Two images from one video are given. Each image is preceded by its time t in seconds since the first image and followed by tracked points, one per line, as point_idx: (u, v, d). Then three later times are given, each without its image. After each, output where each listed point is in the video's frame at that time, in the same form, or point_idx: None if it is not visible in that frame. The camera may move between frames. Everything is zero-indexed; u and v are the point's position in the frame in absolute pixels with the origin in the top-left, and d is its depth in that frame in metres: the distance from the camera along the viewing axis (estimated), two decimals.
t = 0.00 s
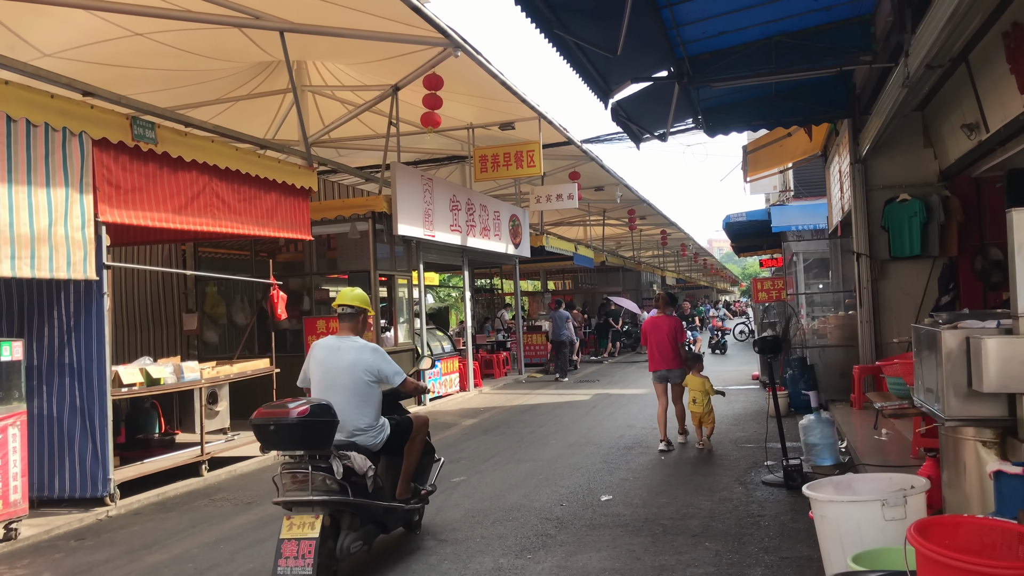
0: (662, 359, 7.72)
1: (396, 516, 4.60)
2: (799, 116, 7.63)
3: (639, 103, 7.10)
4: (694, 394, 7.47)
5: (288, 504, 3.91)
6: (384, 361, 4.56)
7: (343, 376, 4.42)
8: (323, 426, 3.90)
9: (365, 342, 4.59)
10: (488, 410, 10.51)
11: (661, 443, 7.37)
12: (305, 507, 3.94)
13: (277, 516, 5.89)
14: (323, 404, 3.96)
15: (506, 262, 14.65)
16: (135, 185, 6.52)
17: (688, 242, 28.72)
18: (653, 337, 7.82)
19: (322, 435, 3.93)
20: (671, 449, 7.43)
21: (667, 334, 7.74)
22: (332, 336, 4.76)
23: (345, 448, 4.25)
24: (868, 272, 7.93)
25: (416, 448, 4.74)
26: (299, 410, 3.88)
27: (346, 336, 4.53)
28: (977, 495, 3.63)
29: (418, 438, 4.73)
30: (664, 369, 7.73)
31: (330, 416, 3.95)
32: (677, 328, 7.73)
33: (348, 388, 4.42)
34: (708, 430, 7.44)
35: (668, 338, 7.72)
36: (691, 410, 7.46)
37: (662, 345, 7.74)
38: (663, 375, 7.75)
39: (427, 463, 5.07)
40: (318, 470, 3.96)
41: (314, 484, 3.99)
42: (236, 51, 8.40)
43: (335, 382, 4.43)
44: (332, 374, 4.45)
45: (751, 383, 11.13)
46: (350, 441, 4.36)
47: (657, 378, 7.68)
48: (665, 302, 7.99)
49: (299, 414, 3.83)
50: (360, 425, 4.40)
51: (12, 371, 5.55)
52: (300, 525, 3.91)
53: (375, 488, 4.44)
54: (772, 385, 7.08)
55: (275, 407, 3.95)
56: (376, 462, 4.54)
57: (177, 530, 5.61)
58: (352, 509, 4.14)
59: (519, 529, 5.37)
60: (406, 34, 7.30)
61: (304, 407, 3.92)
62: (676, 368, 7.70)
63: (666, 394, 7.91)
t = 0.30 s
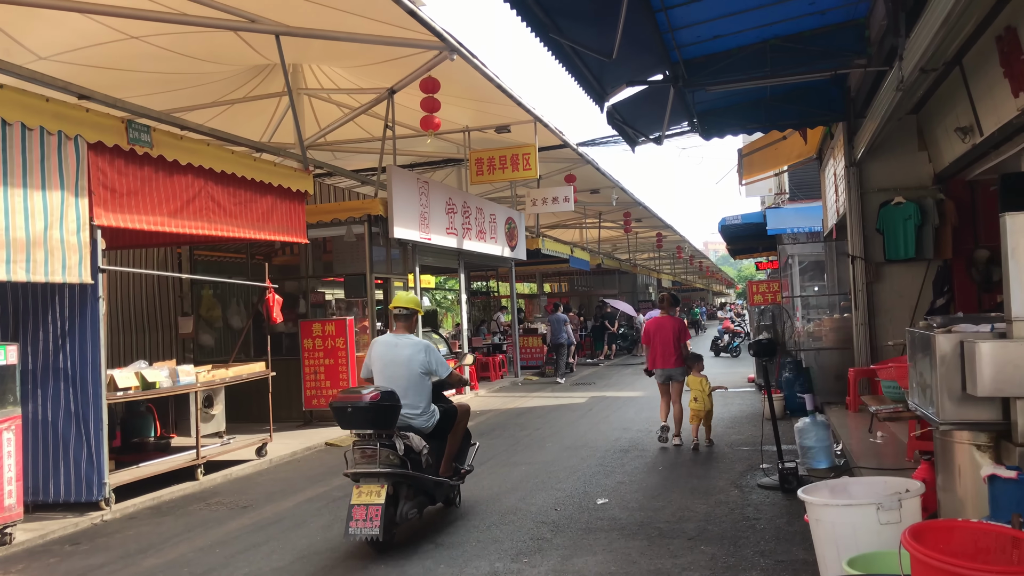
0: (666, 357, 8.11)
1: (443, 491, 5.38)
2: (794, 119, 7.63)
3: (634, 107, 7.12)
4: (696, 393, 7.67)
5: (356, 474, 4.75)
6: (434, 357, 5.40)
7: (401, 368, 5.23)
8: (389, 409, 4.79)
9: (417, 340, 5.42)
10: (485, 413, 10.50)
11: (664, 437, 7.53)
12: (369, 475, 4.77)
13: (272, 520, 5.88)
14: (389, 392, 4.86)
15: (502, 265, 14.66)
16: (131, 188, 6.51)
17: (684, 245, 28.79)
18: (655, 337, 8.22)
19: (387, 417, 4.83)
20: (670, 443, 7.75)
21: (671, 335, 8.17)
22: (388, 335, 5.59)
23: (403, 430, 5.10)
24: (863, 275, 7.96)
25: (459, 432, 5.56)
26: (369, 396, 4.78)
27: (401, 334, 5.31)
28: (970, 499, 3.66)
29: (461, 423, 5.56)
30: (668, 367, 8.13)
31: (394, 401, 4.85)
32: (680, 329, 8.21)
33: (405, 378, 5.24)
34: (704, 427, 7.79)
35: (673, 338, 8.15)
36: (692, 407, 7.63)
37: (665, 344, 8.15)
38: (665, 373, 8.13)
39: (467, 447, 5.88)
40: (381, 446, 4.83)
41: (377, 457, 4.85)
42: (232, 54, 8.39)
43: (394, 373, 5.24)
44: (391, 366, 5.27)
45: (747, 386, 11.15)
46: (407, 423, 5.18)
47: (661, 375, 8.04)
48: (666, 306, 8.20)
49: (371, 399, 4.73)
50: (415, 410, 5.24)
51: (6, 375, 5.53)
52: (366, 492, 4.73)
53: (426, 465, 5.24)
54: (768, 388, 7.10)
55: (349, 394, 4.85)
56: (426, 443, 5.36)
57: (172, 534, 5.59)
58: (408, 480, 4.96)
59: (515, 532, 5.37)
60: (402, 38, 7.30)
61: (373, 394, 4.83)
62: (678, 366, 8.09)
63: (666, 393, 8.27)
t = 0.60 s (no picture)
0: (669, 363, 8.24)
1: (481, 473, 6.18)
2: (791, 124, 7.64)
3: (632, 112, 7.13)
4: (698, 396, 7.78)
5: (407, 458, 5.53)
6: (475, 357, 6.16)
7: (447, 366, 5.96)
8: (436, 401, 5.57)
9: (461, 341, 6.17)
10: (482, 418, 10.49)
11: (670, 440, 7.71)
12: (418, 459, 5.56)
13: (269, 526, 5.85)
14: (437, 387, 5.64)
15: (499, 269, 14.65)
16: (128, 193, 6.49)
17: (682, 248, 28.83)
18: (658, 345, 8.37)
19: (435, 409, 5.60)
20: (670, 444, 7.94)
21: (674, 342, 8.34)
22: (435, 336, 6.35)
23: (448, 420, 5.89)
24: (860, 280, 7.97)
25: (495, 423, 6.37)
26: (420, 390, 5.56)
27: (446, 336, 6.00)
28: (967, 508, 3.66)
29: (497, 415, 6.40)
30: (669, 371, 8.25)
31: (441, 395, 5.63)
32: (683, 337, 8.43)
33: (450, 375, 6.00)
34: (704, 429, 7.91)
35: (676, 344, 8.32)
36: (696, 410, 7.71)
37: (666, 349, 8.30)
38: (666, 378, 8.24)
39: (502, 437, 6.70)
40: (430, 433, 5.63)
41: (425, 442, 5.65)
42: (229, 58, 8.39)
43: (440, 370, 5.98)
44: (438, 363, 6.02)
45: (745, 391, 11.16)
46: (451, 414, 5.97)
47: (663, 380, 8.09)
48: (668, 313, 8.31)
49: (422, 393, 5.51)
50: (458, 403, 6.00)
51: (3, 381, 5.50)
52: (415, 472, 5.52)
53: (467, 452, 6.05)
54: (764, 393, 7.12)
55: (403, 387, 5.64)
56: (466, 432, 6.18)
57: (169, 540, 5.56)
58: (452, 464, 5.75)
59: (513, 539, 5.36)
60: (399, 42, 7.31)
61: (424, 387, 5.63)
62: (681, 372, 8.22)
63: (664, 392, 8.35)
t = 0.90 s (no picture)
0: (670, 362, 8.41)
1: (519, 459, 6.92)
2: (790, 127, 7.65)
3: (632, 116, 7.13)
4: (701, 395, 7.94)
5: (452, 443, 6.34)
6: (512, 355, 6.91)
7: (488, 363, 6.72)
8: (477, 394, 6.35)
9: (499, 341, 6.92)
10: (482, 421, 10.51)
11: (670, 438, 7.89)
12: (461, 444, 6.34)
13: (269, 531, 5.85)
14: (478, 381, 6.43)
15: (499, 272, 14.66)
16: (127, 198, 6.49)
17: (681, 250, 28.86)
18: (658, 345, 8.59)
19: (477, 400, 6.38)
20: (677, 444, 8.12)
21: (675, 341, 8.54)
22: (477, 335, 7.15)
23: (488, 411, 6.67)
24: (860, 283, 7.97)
25: (530, 415, 7.10)
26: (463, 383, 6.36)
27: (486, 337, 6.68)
28: (967, 515, 3.66)
29: (531, 407, 7.12)
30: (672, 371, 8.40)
31: (481, 389, 6.41)
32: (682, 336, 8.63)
33: (490, 370, 6.76)
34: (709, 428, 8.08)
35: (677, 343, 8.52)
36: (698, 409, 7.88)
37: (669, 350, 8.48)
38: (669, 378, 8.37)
39: (539, 428, 7.41)
40: (471, 421, 6.44)
41: (467, 430, 6.45)
42: (229, 62, 8.39)
43: (481, 367, 6.78)
44: (479, 360, 6.80)
45: (745, 394, 11.17)
46: (492, 405, 6.76)
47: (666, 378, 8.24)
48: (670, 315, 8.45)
49: (464, 386, 6.31)
50: (496, 395, 6.78)
51: (3, 386, 5.50)
52: (459, 456, 6.29)
53: (505, 439, 6.80)
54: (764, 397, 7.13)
55: (447, 381, 6.45)
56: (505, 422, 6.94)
57: (169, 545, 5.56)
58: (492, 449, 6.51)
59: (514, 543, 5.36)
60: (399, 46, 7.31)
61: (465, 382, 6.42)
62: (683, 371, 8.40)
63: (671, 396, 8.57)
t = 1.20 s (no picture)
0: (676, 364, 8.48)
1: (556, 444, 7.54)
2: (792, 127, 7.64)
3: (634, 116, 7.13)
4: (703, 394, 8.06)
5: (493, 430, 7.00)
6: (546, 351, 7.53)
7: (524, 357, 7.36)
8: (514, 384, 7.03)
9: (534, 338, 7.58)
10: (484, 421, 10.53)
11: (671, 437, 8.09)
12: (501, 430, 7.00)
13: (272, 532, 5.86)
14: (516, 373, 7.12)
15: (501, 272, 14.66)
16: (130, 200, 6.50)
17: (683, 250, 28.86)
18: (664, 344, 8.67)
19: (514, 390, 7.05)
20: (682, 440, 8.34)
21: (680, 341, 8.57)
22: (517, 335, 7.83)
23: (525, 400, 7.35)
24: (862, 283, 7.96)
25: (563, 404, 7.70)
26: (501, 375, 7.06)
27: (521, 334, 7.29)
28: (969, 516, 3.66)
29: (565, 396, 7.75)
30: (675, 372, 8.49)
31: (518, 379, 7.09)
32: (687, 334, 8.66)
33: (526, 363, 7.42)
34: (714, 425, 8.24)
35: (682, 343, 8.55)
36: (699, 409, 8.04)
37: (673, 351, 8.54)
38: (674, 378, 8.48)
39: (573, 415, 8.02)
40: (510, 409, 7.10)
41: (506, 417, 7.10)
42: (231, 63, 8.40)
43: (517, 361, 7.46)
44: (516, 354, 7.45)
45: (747, 394, 11.17)
46: (528, 395, 7.44)
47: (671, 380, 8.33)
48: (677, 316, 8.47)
49: (502, 377, 7.01)
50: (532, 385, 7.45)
51: (5, 388, 5.51)
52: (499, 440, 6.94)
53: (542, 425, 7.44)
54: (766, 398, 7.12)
55: (487, 373, 7.15)
56: (540, 410, 7.59)
57: (172, 546, 5.58)
58: (529, 434, 7.15)
59: (516, 545, 5.35)
60: (401, 47, 7.31)
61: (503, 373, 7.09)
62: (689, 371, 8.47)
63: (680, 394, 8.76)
